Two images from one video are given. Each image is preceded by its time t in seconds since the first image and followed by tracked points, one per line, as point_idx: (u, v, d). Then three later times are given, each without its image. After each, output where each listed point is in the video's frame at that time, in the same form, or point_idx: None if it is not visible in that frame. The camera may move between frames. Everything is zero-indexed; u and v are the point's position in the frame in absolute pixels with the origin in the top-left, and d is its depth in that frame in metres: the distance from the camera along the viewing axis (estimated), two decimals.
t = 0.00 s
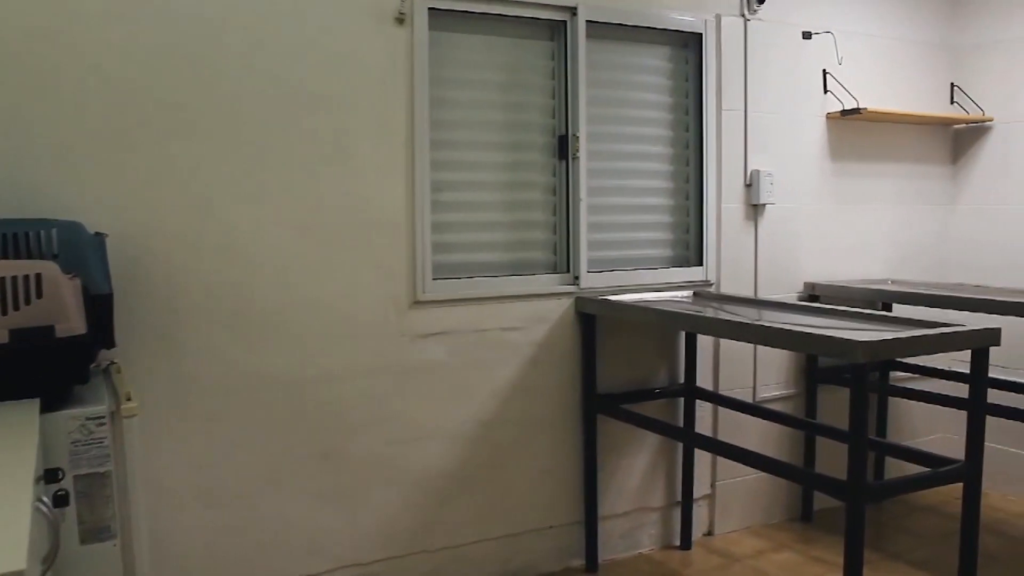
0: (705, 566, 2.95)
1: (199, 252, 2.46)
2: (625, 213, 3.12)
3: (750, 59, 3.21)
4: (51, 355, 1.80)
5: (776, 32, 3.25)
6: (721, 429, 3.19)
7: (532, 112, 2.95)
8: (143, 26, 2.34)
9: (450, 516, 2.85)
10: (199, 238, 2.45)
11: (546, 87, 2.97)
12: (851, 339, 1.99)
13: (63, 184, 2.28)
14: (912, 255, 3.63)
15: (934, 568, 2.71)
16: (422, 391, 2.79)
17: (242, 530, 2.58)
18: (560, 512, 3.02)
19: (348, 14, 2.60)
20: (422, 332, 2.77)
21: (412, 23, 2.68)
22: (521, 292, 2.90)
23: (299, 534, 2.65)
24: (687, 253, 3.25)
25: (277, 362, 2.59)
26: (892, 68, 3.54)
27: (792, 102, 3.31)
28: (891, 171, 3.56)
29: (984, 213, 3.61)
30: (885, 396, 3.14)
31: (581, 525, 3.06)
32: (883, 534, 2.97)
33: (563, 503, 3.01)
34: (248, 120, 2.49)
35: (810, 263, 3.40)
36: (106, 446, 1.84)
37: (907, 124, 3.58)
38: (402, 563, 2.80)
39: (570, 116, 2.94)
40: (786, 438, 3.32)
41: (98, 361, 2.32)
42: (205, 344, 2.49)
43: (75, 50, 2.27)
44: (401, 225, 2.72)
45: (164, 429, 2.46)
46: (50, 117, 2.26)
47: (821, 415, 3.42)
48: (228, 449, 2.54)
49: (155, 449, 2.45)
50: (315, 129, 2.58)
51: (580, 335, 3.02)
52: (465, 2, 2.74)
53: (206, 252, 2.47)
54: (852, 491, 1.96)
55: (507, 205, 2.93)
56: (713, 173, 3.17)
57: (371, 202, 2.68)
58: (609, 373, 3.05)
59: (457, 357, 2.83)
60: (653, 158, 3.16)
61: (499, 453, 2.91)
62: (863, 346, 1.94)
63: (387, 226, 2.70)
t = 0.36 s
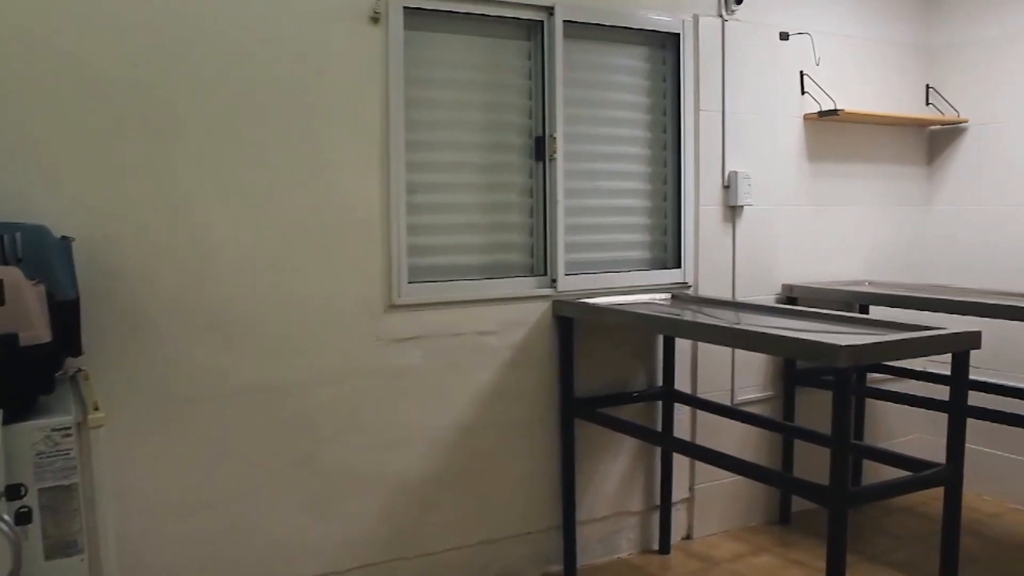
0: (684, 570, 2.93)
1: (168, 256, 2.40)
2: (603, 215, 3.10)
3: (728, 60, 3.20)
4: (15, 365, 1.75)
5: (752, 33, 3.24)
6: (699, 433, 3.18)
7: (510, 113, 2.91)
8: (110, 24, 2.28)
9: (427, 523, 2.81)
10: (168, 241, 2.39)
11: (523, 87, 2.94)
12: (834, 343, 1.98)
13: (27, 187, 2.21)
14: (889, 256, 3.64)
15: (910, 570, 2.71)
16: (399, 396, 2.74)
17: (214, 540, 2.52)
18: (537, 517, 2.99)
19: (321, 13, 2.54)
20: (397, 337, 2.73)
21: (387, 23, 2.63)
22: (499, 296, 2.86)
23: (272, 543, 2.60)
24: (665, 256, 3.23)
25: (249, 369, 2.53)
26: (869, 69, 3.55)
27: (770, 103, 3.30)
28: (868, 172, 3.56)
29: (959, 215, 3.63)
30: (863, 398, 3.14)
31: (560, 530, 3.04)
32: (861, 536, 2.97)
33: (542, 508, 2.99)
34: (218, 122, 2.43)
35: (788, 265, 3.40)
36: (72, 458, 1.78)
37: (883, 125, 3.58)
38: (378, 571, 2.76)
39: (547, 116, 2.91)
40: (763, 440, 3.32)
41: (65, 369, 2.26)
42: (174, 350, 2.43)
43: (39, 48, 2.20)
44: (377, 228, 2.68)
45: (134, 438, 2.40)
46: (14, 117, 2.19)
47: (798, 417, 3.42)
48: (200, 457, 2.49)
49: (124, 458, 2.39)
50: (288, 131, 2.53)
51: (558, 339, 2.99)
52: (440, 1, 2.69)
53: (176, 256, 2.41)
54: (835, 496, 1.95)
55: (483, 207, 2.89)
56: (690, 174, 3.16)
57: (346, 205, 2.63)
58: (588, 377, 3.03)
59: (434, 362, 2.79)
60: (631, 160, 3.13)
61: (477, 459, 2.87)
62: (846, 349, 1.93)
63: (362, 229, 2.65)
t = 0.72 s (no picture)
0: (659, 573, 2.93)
1: (133, 260, 2.34)
2: (576, 216, 3.07)
3: (701, 60, 3.19)
4: None
5: (726, 33, 3.23)
6: (673, 435, 3.18)
7: (483, 113, 2.87)
8: (73, 22, 2.22)
9: (400, 529, 2.78)
10: (133, 245, 2.33)
11: (496, 87, 2.90)
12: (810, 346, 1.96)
13: None
14: (861, 257, 3.66)
15: (883, 570, 2.72)
16: (371, 401, 2.71)
17: (182, 550, 2.47)
18: (511, 521, 2.97)
19: (291, 11, 2.49)
20: (369, 340, 2.69)
21: (358, 22, 2.58)
22: (472, 299, 2.83)
23: (242, 552, 2.55)
24: (639, 257, 3.21)
25: (217, 374, 2.48)
26: (841, 70, 3.55)
27: (743, 104, 3.30)
28: (840, 173, 3.57)
29: (930, 215, 3.66)
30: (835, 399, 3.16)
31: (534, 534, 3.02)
32: (834, 537, 2.98)
33: (516, 512, 2.97)
34: (185, 122, 2.37)
35: (761, 266, 3.40)
36: (33, 470, 1.72)
37: (855, 126, 3.59)
38: None
39: (520, 117, 2.88)
40: (737, 442, 3.33)
41: (27, 376, 2.20)
42: (141, 356, 2.37)
43: None
44: (348, 230, 2.63)
45: (98, 446, 2.34)
46: None
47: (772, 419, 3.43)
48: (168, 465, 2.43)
49: (88, 467, 2.33)
50: (257, 132, 2.47)
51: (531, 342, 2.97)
52: (422, 2, 2.67)
53: (141, 260, 2.35)
54: (813, 500, 1.95)
55: (456, 208, 2.85)
56: (664, 175, 3.14)
57: (315, 207, 2.58)
58: (562, 380, 3.01)
59: (406, 366, 2.75)
60: (604, 160, 3.11)
61: (451, 463, 2.85)
62: (822, 353, 1.91)
63: (332, 232, 2.61)
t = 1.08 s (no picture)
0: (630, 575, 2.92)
1: (91, 260, 2.26)
2: (546, 216, 3.04)
3: (672, 59, 3.17)
4: None
5: (697, 32, 3.22)
6: (645, 437, 3.18)
7: (452, 112, 2.83)
8: (28, 13, 2.14)
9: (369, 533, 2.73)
10: (92, 244, 2.26)
11: (466, 86, 2.86)
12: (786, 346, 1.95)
13: None
14: (830, 256, 3.67)
15: (854, 569, 2.73)
16: (339, 404, 2.65)
17: (143, 558, 2.40)
18: (483, 524, 2.94)
19: (256, 6, 2.43)
20: (337, 342, 2.63)
21: (325, 18, 2.53)
22: (441, 300, 2.78)
23: (206, 559, 2.49)
24: (610, 257, 3.19)
25: (181, 378, 2.41)
26: (810, 70, 3.56)
27: (713, 103, 3.29)
28: (809, 172, 3.58)
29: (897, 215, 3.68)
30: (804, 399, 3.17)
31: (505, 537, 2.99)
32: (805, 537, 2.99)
33: (487, 515, 2.93)
34: (146, 119, 2.30)
35: (732, 266, 3.40)
36: None
37: (824, 126, 3.61)
38: None
39: (490, 116, 2.84)
40: (707, 443, 3.33)
41: None
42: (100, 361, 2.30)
43: None
44: (315, 231, 2.57)
45: (56, 452, 2.26)
46: None
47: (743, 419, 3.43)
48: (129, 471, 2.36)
49: (45, 474, 2.25)
50: (220, 128, 2.41)
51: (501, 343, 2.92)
52: None
53: (100, 260, 2.27)
54: (788, 502, 1.94)
55: (425, 208, 2.80)
56: (635, 175, 3.13)
57: (281, 207, 2.52)
58: (533, 382, 2.98)
59: (375, 368, 2.70)
60: (575, 160, 3.08)
61: (420, 467, 2.80)
62: (798, 354, 1.90)
63: (299, 233, 2.55)
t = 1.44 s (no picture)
0: None
1: (44, 260, 2.17)
2: (514, 216, 3.00)
3: (641, 58, 3.15)
4: None
5: (665, 30, 3.20)
6: (614, 439, 3.16)
7: (419, 110, 2.78)
8: None
9: (336, 540, 2.66)
10: (44, 244, 2.16)
11: (433, 83, 2.81)
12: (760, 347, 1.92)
13: None
14: (798, 255, 3.67)
15: (824, 569, 2.73)
16: (305, 408, 2.58)
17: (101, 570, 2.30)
18: (452, 530, 2.88)
19: None
20: (303, 345, 2.56)
21: (289, 13, 2.46)
22: (409, 301, 2.73)
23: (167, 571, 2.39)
24: (578, 257, 3.16)
25: (140, 384, 2.32)
26: (778, 69, 3.56)
27: (682, 102, 3.28)
28: (777, 172, 3.59)
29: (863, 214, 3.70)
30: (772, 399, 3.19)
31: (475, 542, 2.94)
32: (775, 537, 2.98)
33: (457, 520, 2.88)
34: (102, 115, 2.22)
35: (700, 266, 3.39)
36: None
37: (791, 126, 3.62)
38: None
39: (457, 114, 2.79)
40: (676, 444, 3.33)
41: None
42: (54, 367, 2.20)
43: None
44: (279, 230, 2.50)
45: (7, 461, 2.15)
46: None
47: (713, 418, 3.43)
48: (85, 479, 2.26)
49: None
50: (180, 125, 2.33)
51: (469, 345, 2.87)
52: None
53: (54, 260, 2.18)
54: (762, 505, 1.91)
55: (392, 208, 2.74)
56: (603, 174, 3.10)
57: (244, 206, 2.44)
58: (502, 384, 2.95)
59: (342, 371, 2.63)
60: (543, 159, 3.05)
61: (389, 471, 2.74)
62: (772, 355, 1.87)
63: (261, 232, 2.47)
